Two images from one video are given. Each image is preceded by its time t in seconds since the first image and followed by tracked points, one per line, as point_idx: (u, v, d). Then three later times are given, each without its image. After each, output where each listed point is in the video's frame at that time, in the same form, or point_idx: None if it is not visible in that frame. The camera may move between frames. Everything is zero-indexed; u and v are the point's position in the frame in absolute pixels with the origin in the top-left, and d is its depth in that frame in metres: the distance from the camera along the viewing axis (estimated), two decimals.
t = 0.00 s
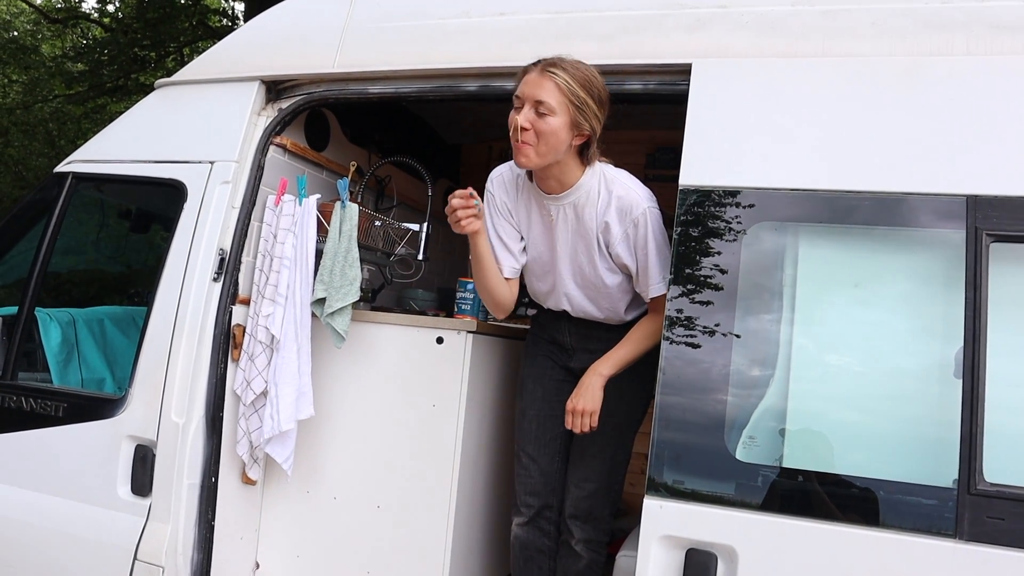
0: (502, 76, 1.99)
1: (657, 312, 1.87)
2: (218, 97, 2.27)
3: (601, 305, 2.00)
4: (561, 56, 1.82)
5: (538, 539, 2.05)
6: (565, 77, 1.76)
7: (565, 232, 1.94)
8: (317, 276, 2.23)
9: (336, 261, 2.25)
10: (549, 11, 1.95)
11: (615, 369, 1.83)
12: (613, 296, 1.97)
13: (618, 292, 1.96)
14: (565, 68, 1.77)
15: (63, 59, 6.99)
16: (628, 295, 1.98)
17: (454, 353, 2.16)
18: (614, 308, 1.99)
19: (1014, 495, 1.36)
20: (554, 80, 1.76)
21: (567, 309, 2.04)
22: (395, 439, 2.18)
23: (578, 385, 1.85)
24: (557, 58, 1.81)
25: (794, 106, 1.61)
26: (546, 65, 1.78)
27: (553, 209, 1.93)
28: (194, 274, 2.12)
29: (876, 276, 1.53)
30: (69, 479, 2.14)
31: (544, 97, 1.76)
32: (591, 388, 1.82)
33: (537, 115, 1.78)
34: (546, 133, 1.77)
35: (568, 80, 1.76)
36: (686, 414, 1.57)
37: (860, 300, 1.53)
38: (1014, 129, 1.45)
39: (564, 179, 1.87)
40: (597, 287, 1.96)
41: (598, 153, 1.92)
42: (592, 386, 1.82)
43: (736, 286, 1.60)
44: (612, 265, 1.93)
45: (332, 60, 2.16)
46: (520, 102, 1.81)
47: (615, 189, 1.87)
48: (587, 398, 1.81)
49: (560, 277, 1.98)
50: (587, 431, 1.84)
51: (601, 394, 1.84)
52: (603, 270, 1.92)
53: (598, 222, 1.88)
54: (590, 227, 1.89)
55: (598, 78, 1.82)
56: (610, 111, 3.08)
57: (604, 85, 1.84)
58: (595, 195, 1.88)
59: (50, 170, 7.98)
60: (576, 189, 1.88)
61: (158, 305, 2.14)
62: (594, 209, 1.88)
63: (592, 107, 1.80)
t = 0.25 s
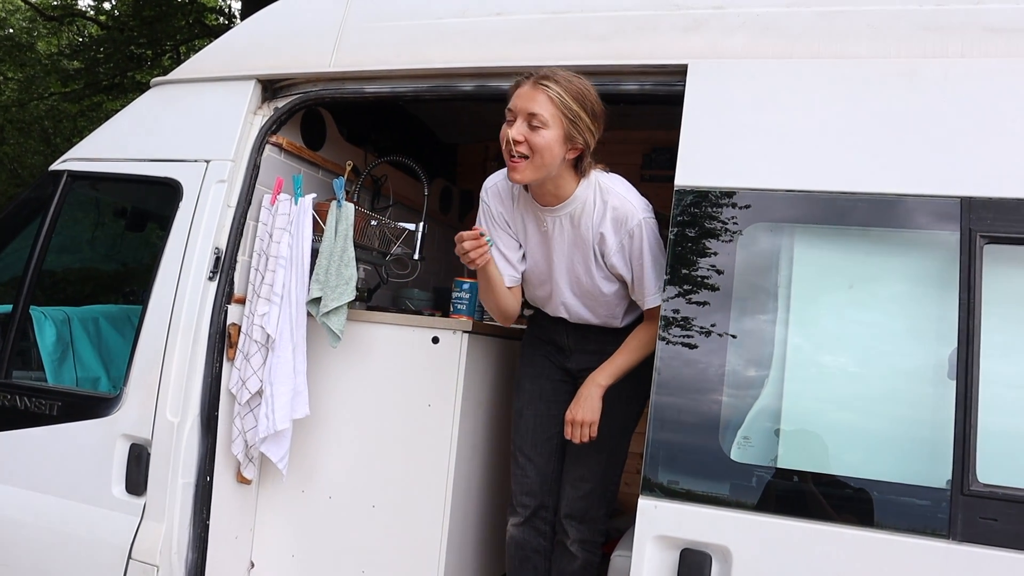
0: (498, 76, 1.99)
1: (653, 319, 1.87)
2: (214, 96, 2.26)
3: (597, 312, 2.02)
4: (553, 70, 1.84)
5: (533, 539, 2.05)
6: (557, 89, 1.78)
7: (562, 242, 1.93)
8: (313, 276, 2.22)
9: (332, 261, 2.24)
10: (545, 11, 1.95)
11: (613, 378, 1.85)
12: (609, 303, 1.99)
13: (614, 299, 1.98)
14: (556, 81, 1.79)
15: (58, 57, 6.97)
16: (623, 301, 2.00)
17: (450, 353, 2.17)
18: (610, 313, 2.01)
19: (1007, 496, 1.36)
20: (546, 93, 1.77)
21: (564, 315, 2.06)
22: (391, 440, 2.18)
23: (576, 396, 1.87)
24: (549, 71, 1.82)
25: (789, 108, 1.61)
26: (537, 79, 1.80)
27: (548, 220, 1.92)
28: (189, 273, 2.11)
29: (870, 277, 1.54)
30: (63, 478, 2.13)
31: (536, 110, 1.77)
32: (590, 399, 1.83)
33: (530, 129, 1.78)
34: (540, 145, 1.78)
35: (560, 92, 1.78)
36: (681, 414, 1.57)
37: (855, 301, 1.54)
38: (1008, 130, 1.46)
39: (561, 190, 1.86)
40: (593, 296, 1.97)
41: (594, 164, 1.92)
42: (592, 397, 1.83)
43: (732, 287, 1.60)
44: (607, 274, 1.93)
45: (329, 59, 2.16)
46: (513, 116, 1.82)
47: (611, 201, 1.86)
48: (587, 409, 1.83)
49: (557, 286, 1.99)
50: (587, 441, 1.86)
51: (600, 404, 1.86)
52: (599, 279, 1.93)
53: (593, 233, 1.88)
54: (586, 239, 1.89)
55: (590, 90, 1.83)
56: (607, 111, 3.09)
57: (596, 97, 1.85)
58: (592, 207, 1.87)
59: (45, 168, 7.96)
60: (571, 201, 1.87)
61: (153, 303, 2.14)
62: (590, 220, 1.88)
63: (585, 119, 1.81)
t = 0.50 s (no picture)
0: (496, 76, 1.99)
1: (650, 323, 1.88)
2: (211, 97, 2.26)
3: (595, 314, 2.02)
4: (537, 78, 1.82)
5: (533, 540, 2.05)
6: (544, 102, 1.76)
7: (559, 246, 1.93)
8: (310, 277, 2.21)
9: (330, 262, 2.24)
10: (543, 11, 1.95)
11: (608, 380, 1.85)
12: (606, 305, 1.99)
13: (612, 301, 1.98)
14: (542, 93, 1.77)
15: (55, 58, 6.95)
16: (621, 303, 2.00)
17: (449, 353, 2.17)
18: (607, 315, 2.02)
19: (1005, 495, 1.37)
20: (533, 109, 1.75)
21: (562, 317, 2.07)
22: (390, 440, 2.18)
23: (571, 396, 1.87)
24: (533, 82, 1.80)
25: (787, 108, 1.61)
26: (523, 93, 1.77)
27: (546, 223, 1.92)
28: (187, 274, 2.11)
29: (868, 277, 1.54)
30: (61, 479, 2.13)
31: (526, 126, 1.76)
32: (585, 399, 1.83)
33: (520, 144, 1.77)
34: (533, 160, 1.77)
35: (547, 105, 1.76)
36: (680, 414, 1.57)
37: (853, 302, 1.54)
38: (1005, 130, 1.46)
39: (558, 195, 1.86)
40: (591, 298, 1.97)
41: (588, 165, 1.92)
42: (586, 398, 1.83)
43: (730, 287, 1.60)
44: (605, 277, 1.93)
45: (326, 60, 2.16)
46: (502, 132, 1.80)
47: (608, 204, 1.86)
48: (581, 409, 1.83)
49: (555, 289, 1.99)
50: (580, 441, 1.85)
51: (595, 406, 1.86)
52: (597, 282, 1.93)
53: (591, 237, 1.88)
54: (584, 242, 1.89)
55: (577, 95, 1.82)
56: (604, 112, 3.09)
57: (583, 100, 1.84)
58: (589, 210, 1.87)
59: (43, 169, 7.95)
60: (569, 205, 1.87)
61: (151, 305, 2.13)
62: (587, 223, 1.88)
63: (574, 127, 1.81)
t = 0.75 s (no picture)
0: (496, 76, 1.99)
1: (653, 324, 1.87)
2: (212, 97, 2.26)
3: (597, 316, 2.02)
4: (511, 101, 1.80)
5: (534, 540, 2.05)
6: (524, 128, 1.76)
7: (560, 248, 1.94)
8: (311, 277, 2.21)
9: (331, 262, 2.24)
10: (543, 11, 1.95)
11: (610, 381, 1.85)
12: (608, 306, 1.99)
13: (614, 302, 1.98)
14: (520, 118, 1.77)
15: (55, 59, 6.96)
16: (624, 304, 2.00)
17: (450, 353, 2.17)
18: (609, 316, 2.02)
19: (1007, 495, 1.36)
20: (514, 140, 1.76)
21: (564, 319, 2.07)
22: (391, 440, 2.18)
23: (574, 396, 1.87)
24: (508, 109, 1.78)
25: (788, 107, 1.61)
26: (501, 123, 1.78)
27: (548, 225, 1.93)
28: (188, 274, 2.11)
29: (870, 276, 1.54)
30: (62, 480, 2.13)
31: (512, 159, 1.78)
32: (587, 400, 1.83)
33: (514, 178, 1.80)
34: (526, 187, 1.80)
35: (528, 134, 1.76)
36: (681, 414, 1.57)
37: (854, 301, 1.54)
38: (1007, 130, 1.46)
39: (559, 204, 1.88)
40: (593, 300, 1.97)
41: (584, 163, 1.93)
42: (589, 398, 1.83)
43: (731, 287, 1.60)
44: (607, 278, 1.94)
45: (327, 60, 2.15)
46: (491, 164, 1.83)
47: (610, 205, 1.87)
48: (583, 409, 1.83)
49: (557, 291, 2.00)
50: (581, 441, 1.85)
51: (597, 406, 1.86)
52: (599, 283, 1.93)
53: (593, 238, 1.88)
54: (585, 243, 1.89)
55: (555, 107, 1.81)
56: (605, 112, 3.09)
57: (562, 108, 1.83)
58: (591, 212, 1.88)
59: (43, 169, 7.95)
60: (572, 207, 1.88)
61: (152, 305, 2.13)
62: (589, 225, 1.88)
63: (561, 140, 1.81)
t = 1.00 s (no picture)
0: (497, 76, 1.99)
1: (653, 325, 1.87)
2: (212, 97, 2.26)
3: (597, 318, 2.02)
4: (497, 119, 1.81)
5: (535, 540, 2.05)
6: (514, 144, 1.77)
7: (558, 252, 1.94)
8: (311, 277, 2.21)
9: (331, 261, 2.24)
10: (544, 11, 1.95)
11: (610, 383, 1.85)
12: (607, 309, 1.99)
13: (613, 305, 1.98)
14: (508, 135, 1.78)
15: (55, 58, 6.95)
16: (623, 305, 2.00)
17: (450, 353, 2.17)
18: (609, 317, 2.02)
19: (1008, 495, 1.36)
20: (505, 157, 1.77)
21: (564, 322, 2.07)
22: (392, 440, 2.18)
23: (575, 400, 1.88)
24: (495, 127, 1.80)
25: (788, 108, 1.61)
26: (490, 142, 1.79)
27: (545, 231, 1.93)
28: (188, 274, 2.11)
29: (870, 277, 1.54)
30: (62, 479, 2.13)
31: (504, 177, 1.79)
32: (588, 403, 1.84)
33: (509, 194, 1.81)
34: (522, 202, 1.81)
35: (517, 149, 1.77)
36: (682, 414, 1.57)
37: (854, 301, 1.54)
38: (1008, 130, 1.46)
39: (556, 212, 1.88)
40: (592, 303, 1.97)
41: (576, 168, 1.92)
42: (590, 401, 1.84)
43: (733, 287, 1.60)
44: (606, 281, 1.94)
45: (327, 59, 2.15)
46: (484, 183, 1.84)
47: (607, 208, 1.87)
48: (585, 413, 1.84)
49: (555, 295, 2.00)
50: (585, 444, 1.87)
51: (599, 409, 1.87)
52: (597, 286, 1.93)
53: (590, 241, 1.88)
54: (583, 246, 1.89)
55: (542, 121, 1.83)
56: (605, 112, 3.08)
57: (548, 121, 1.85)
58: (588, 215, 1.88)
59: (43, 169, 7.95)
60: (567, 212, 1.87)
61: (152, 305, 2.13)
62: (586, 228, 1.88)
63: (552, 151, 1.82)
